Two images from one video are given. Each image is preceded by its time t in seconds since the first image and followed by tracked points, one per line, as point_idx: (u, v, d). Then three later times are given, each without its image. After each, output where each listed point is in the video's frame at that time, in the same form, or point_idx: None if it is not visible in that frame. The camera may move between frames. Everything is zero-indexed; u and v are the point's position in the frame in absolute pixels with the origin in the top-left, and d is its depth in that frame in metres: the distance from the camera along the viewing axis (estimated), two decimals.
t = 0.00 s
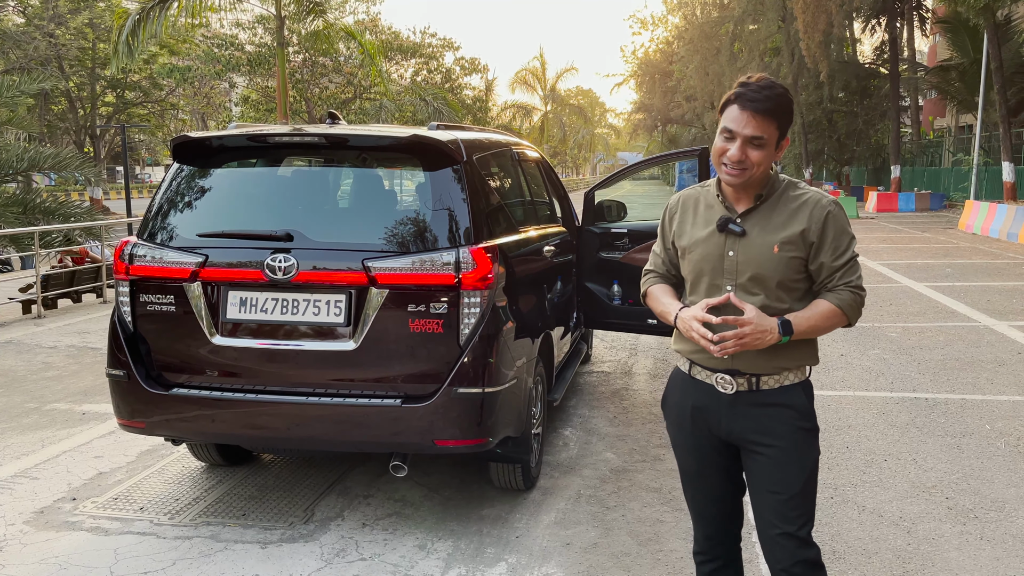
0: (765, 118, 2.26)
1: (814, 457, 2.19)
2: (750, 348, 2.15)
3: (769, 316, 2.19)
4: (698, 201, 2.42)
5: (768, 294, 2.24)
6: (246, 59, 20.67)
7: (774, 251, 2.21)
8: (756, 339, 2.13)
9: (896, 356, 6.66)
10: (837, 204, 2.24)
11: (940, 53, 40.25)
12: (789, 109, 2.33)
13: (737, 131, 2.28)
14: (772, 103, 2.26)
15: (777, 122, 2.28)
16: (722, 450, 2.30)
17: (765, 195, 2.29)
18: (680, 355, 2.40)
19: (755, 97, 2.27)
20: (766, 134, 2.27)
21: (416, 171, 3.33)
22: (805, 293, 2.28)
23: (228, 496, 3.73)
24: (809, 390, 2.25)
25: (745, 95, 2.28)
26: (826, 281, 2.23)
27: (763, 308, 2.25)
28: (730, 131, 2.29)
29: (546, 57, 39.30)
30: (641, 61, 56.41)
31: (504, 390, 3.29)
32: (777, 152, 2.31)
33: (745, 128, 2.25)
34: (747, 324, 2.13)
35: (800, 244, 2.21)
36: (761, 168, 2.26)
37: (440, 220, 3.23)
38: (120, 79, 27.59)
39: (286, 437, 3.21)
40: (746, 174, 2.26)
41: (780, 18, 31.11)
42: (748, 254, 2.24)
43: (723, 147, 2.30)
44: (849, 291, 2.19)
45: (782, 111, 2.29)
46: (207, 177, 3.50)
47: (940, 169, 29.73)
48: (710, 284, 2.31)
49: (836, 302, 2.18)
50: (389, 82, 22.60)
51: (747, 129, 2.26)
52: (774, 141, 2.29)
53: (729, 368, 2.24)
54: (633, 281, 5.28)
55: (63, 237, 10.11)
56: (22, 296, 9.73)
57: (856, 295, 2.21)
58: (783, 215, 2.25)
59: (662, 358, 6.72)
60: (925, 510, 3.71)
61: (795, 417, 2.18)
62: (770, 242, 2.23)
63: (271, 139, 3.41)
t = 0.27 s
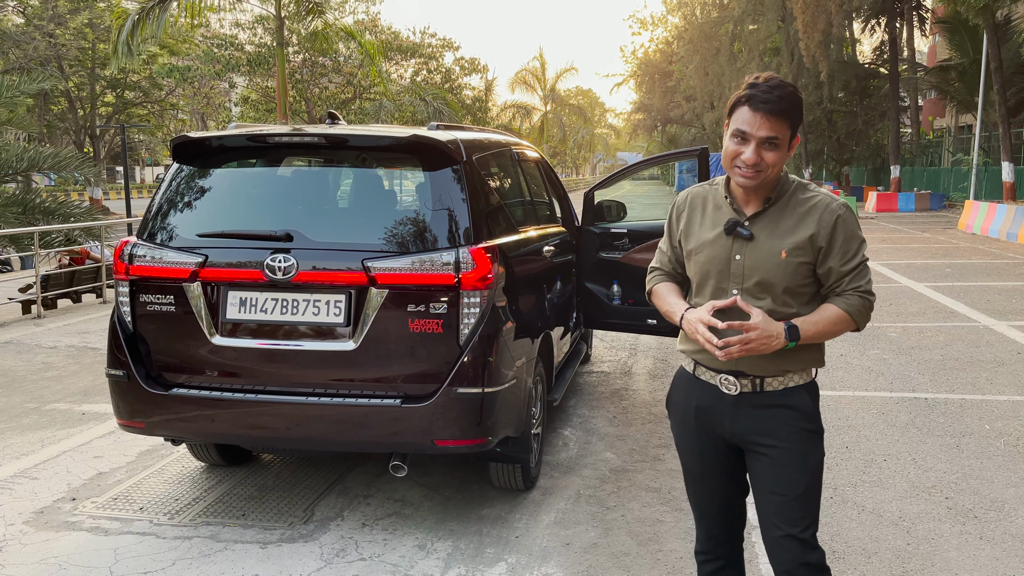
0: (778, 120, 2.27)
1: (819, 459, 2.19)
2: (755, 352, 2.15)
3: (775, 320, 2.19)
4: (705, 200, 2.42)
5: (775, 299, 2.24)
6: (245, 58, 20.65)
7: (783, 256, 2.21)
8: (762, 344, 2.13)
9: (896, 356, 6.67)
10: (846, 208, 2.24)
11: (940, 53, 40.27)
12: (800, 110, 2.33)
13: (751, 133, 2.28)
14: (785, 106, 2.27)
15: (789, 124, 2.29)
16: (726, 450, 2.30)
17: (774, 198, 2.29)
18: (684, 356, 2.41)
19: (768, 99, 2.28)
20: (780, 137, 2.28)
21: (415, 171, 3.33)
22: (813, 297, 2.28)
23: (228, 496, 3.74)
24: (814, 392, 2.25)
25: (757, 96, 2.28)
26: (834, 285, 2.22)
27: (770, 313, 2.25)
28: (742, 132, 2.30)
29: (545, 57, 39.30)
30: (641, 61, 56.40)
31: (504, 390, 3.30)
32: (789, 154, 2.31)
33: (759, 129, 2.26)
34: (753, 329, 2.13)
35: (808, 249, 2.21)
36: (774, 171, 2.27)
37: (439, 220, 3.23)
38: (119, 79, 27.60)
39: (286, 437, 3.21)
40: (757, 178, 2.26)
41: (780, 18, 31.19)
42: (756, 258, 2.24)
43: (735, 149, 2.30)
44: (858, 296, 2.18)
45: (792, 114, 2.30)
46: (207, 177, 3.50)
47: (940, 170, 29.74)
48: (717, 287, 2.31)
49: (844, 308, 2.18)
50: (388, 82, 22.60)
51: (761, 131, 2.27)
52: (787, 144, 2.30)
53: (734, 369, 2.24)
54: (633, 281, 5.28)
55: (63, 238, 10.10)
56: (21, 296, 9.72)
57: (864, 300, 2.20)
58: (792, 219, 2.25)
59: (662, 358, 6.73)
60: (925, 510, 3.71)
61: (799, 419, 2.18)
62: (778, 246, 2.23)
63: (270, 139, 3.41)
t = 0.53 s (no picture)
0: (772, 115, 2.23)
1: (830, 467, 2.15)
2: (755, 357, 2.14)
3: (780, 324, 2.17)
4: (727, 201, 2.43)
5: (786, 302, 2.22)
6: (245, 59, 20.65)
7: (794, 259, 2.19)
8: (759, 348, 2.12)
9: (895, 356, 6.66)
10: (868, 209, 2.16)
11: (940, 54, 40.26)
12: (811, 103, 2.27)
13: (746, 132, 2.26)
14: (781, 100, 2.22)
15: (789, 119, 2.23)
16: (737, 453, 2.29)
17: (789, 198, 2.26)
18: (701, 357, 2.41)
19: (763, 96, 2.24)
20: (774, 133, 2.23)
21: (414, 172, 3.34)
22: (831, 303, 2.23)
23: (227, 496, 3.74)
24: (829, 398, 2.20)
25: (753, 94, 2.25)
26: (850, 291, 2.16)
27: (783, 317, 2.22)
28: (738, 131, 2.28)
29: (545, 57, 39.32)
30: (641, 61, 56.41)
31: (503, 390, 3.30)
32: (795, 149, 2.25)
33: (749, 128, 2.24)
34: (749, 333, 2.12)
35: (821, 253, 2.17)
36: (775, 168, 2.23)
37: (439, 220, 3.23)
38: (119, 79, 27.62)
39: (285, 437, 3.21)
40: (758, 177, 2.25)
41: (779, 18, 31.21)
42: (768, 261, 2.23)
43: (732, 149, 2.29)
44: (872, 304, 2.11)
45: (796, 107, 2.24)
46: (206, 177, 3.50)
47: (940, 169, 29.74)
48: (731, 288, 2.32)
49: (857, 315, 2.11)
50: (388, 83, 22.59)
51: (753, 129, 2.24)
52: (786, 138, 2.24)
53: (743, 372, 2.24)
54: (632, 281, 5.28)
55: (63, 238, 10.11)
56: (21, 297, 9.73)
57: (882, 308, 2.13)
58: (807, 221, 2.21)
59: (661, 358, 6.73)
60: (923, 510, 3.71)
61: (811, 426, 2.15)
62: (791, 249, 2.20)
63: (269, 139, 3.41)
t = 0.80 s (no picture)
0: (758, 114, 2.19)
1: (858, 475, 2.08)
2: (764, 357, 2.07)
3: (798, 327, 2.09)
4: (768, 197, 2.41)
5: (806, 304, 2.16)
6: (246, 59, 20.66)
7: (814, 259, 2.14)
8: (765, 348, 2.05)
9: (896, 356, 6.66)
10: (900, 211, 2.04)
11: (940, 54, 40.26)
12: (818, 95, 2.18)
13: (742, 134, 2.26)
14: (768, 98, 2.18)
15: (785, 113, 2.17)
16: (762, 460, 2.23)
17: (818, 196, 2.19)
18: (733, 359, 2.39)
19: (754, 96, 2.22)
20: (766, 133, 2.19)
21: (414, 172, 3.34)
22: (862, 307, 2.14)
23: (227, 497, 3.74)
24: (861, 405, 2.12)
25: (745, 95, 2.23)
26: (877, 298, 2.06)
27: (805, 319, 2.17)
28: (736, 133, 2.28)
29: (545, 58, 39.33)
30: (641, 62, 56.42)
31: (503, 390, 3.30)
32: (797, 143, 2.18)
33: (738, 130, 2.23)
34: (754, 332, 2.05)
35: (844, 256, 2.10)
36: (774, 168, 2.20)
37: (438, 220, 3.23)
38: (120, 79, 27.66)
39: (286, 437, 3.21)
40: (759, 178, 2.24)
41: (780, 19, 31.22)
42: (791, 259, 2.19)
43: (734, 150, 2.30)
44: (896, 313, 1.99)
45: (786, 102, 2.17)
46: (205, 178, 3.50)
47: (940, 170, 29.73)
48: (758, 286, 2.30)
49: (880, 323, 2.00)
50: (388, 83, 22.60)
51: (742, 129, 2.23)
52: (782, 133, 2.18)
53: (768, 375, 2.20)
54: (633, 282, 5.28)
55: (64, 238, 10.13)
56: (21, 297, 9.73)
57: (910, 318, 1.99)
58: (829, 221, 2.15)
59: (662, 359, 6.73)
60: (923, 511, 3.71)
61: (838, 432, 2.08)
62: (814, 248, 2.15)
63: (269, 139, 3.41)
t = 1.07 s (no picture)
0: (773, 115, 2.20)
1: (871, 484, 2.07)
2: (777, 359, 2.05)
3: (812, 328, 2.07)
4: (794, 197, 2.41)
5: (821, 305, 2.16)
6: (247, 59, 20.70)
7: (829, 260, 2.13)
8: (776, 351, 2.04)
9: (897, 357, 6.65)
10: (919, 212, 2.02)
11: (942, 54, 40.24)
12: (837, 91, 2.17)
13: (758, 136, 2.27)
14: (779, 99, 2.18)
15: (800, 112, 2.16)
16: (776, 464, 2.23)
17: (836, 196, 2.19)
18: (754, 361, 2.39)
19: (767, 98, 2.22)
20: (784, 131, 2.19)
21: (415, 172, 3.34)
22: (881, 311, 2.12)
23: (228, 496, 3.74)
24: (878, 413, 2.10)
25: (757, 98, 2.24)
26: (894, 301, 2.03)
27: (820, 320, 2.16)
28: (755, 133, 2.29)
29: (547, 58, 39.35)
30: (643, 62, 56.42)
31: (504, 390, 3.30)
32: (813, 142, 2.18)
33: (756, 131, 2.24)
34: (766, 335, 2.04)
35: (861, 256, 2.08)
36: (791, 168, 2.20)
37: (439, 221, 3.23)
38: (122, 80, 27.71)
39: (288, 437, 3.21)
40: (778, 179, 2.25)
41: (781, 19, 31.22)
42: (808, 259, 2.19)
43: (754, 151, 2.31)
44: (911, 317, 1.96)
45: (801, 99, 2.17)
46: (207, 178, 3.50)
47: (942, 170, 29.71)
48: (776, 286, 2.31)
49: (897, 327, 1.97)
50: (390, 84, 22.59)
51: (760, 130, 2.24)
52: (799, 132, 2.18)
53: (784, 378, 2.20)
54: (634, 282, 5.28)
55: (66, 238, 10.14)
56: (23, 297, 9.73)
57: (928, 322, 1.96)
58: (847, 221, 2.14)
59: (663, 359, 6.73)
60: (924, 511, 3.71)
61: (851, 439, 2.07)
62: (829, 249, 2.14)
63: (270, 139, 3.41)
